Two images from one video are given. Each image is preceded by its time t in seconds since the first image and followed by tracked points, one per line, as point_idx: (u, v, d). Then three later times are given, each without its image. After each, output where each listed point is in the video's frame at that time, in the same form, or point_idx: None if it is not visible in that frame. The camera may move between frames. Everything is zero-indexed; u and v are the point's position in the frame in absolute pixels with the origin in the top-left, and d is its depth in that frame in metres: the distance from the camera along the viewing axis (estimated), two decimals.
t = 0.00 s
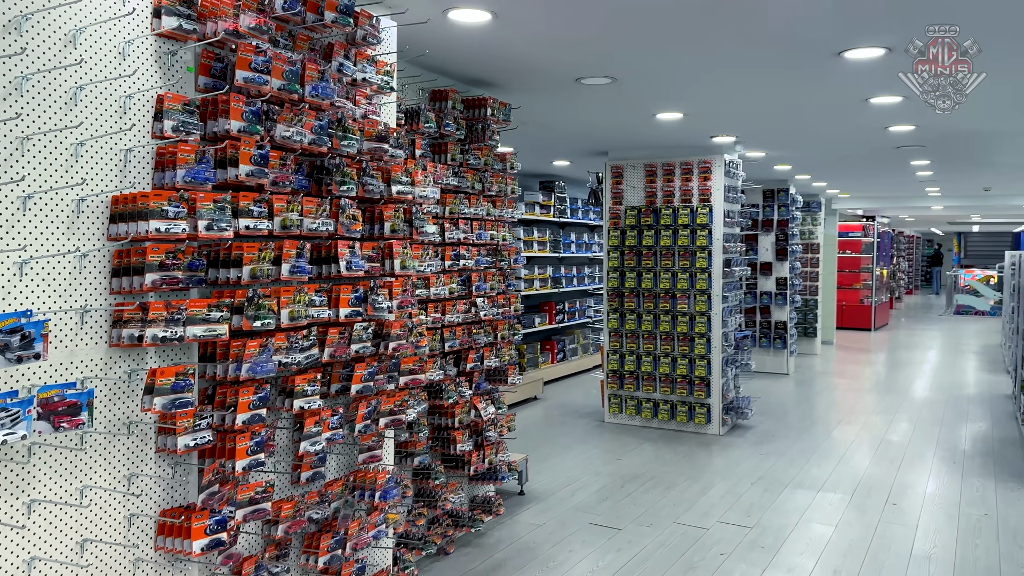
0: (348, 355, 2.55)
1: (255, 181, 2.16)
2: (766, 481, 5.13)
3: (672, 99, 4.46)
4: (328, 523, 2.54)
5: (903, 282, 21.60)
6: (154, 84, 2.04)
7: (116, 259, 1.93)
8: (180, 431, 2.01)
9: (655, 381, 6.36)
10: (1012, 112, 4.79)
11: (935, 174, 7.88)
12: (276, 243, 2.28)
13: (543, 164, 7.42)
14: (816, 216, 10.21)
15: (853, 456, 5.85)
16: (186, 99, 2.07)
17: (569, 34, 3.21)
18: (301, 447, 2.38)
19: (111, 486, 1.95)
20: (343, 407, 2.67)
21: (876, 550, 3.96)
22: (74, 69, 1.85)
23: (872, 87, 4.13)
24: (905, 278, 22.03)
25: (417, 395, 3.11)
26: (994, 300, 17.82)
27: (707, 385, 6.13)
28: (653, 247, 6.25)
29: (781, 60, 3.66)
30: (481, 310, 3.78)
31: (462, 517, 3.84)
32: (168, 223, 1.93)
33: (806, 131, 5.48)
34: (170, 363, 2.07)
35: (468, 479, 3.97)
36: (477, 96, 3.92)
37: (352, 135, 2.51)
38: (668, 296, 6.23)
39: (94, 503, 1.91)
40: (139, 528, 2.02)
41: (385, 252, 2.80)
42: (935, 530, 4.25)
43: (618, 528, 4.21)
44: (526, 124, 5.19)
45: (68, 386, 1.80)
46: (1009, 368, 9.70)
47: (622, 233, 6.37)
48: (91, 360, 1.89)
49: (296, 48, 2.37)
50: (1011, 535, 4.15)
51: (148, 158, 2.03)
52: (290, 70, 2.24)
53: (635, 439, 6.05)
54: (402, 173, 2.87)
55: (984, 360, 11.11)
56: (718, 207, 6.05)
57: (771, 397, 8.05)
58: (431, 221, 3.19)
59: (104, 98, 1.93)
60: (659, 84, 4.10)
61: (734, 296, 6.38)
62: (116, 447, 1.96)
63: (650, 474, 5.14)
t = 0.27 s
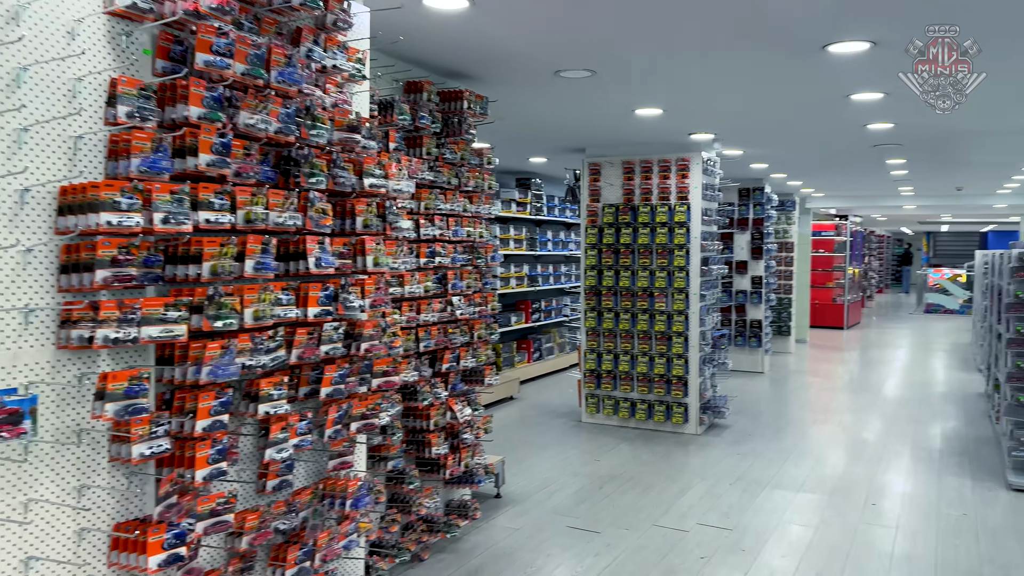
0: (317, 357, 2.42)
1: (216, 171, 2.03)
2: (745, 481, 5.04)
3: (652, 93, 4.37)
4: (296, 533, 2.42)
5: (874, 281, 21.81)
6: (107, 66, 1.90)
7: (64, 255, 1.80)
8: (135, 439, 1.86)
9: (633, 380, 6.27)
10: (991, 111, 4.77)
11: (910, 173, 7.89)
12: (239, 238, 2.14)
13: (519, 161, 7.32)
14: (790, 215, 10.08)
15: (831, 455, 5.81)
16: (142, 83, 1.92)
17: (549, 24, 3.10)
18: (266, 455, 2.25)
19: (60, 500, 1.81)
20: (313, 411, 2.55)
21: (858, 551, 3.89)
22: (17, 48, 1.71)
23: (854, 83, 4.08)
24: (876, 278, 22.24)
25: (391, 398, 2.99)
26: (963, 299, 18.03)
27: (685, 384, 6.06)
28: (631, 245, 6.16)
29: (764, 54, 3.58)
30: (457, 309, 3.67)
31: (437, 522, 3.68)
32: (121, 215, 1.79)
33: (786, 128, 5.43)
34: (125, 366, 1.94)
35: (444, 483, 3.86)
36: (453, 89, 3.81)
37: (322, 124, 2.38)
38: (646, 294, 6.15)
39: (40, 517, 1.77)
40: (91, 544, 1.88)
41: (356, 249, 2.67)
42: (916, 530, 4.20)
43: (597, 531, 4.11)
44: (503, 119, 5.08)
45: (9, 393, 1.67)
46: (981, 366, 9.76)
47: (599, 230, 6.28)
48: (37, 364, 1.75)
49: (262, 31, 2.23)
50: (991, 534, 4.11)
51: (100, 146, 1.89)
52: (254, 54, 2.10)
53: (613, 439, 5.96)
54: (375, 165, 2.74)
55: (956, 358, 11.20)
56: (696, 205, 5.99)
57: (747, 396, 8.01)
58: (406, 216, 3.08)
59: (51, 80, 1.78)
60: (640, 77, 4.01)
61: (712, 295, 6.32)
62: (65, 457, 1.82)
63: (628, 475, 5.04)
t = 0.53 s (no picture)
0: (273, 358, 2.29)
1: (164, 161, 1.90)
2: (708, 481, 4.99)
3: (618, 88, 4.30)
4: (249, 544, 2.30)
5: (829, 279, 22.16)
6: (44, 45, 1.75)
7: None
8: (76, 448, 1.73)
9: (596, 378, 6.22)
10: (951, 110, 4.80)
11: (868, 172, 7.96)
12: (188, 232, 2.01)
13: (481, 157, 7.22)
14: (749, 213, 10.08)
15: (792, 452, 5.83)
16: (82, 65, 1.78)
17: (515, 15, 3.01)
18: (219, 463, 2.12)
19: None
20: (268, 416, 2.43)
21: (823, 551, 3.87)
22: None
23: (820, 79, 4.06)
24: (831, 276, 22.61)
25: (350, 401, 2.85)
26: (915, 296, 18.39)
27: (648, 382, 6.02)
28: (595, 242, 6.11)
29: (733, 50, 3.53)
30: (420, 308, 3.58)
31: (397, 527, 3.57)
32: (58, 206, 1.65)
33: (750, 125, 5.41)
34: (64, 369, 1.80)
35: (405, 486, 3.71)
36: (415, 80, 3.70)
37: (278, 112, 2.25)
38: (609, 292, 6.10)
39: None
40: (26, 560, 1.73)
41: (314, 244, 2.54)
42: (879, 529, 4.19)
43: (561, 533, 4.03)
44: (466, 112, 4.98)
45: None
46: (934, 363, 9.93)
47: (562, 228, 6.22)
48: None
49: (213, 13, 2.10)
50: (952, 532, 4.12)
51: (36, 132, 1.76)
52: (206, 36, 1.97)
53: (576, 439, 5.90)
54: (334, 157, 2.62)
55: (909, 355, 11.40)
56: (660, 202, 5.95)
57: (709, 393, 8.03)
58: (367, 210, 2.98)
59: None
60: (606, 72, 3.93)
61: (675, 293, 6.30)
62: None
63: (592, 475, 4.98)
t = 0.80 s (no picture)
0: (235, 360, 2.17)
1: (119, 149, 1.77)
2: (677, 478, 4.95)
3: (588, 81, 4.24)
4: (211, 556, 2.19)
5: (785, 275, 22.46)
6: None
7: None
8: (23, 458, 1.60)
9: (562, 376, 6.17)
10: (916, 108, 4.84)
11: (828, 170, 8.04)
12: (145, 225, 1.89)
13: (446, 151, 7.12)
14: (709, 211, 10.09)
15: (757, 449, 5.83)
16: (29, 44, 1.62)
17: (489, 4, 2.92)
18: (178, 471, 2.01)
19: None
20: (229, 420, 2.31)
21: (792, 549, 3.85)
22: None
23: (791, 74, 4.04)
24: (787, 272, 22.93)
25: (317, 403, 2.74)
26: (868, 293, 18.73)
27: (615, 379, 5.99)
28: (561, 239, 6.05)
29: (706, 43, 3.48)
30: (387, 305, 3.48)
31: (363, 531, 3.47)
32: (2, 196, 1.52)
33: (717, 121, 5.39)
34: (9, 373, 1.66)
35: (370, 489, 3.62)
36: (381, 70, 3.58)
37: (241, 98, 2.13)
38: (575, 289, 6.05)
39: None
40: None
41: (278, 239, 2.45)
42: (846, 526, 4.19)
43: (530, 534, 3.94)
44: (432, 105, 4.87)
45: None
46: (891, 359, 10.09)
47: (529, 224, 6.16)
48: None
49: None
50: (919, 528, 4.14)
51: None
52: (164, 16, 1.84)
53: (542, 436, 5.84)
54: (300, 147, 2.50)
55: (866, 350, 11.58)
56: (627, 199, 5.91)
57: (672, 390, 8.03)
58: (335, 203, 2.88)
59: None
60: (577, 65, 3.86)
61: (641, 290, 6.28)
62: None
63: (559, 474, 4.91)
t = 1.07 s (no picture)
0: (200, 363, 2.07)
1: (75, 138, 1.65)
2: (644, 474, 4.92)
3: (556, 74, 4.17)
4: (176, 570, 2.10)
5: (740, 270, 22.77)
6: None
7: None
8: None
9: (527, 373, 6.11)
10: (879, 105, 4.89)
11: (788, 166, 8.11)
12: (104, 221, 1.78)
13: (407, 145, 7.00)
14: (670, 206, 10.13)
15: (722, 445, 5.84)
16: None
17: None
18: (140, 481, 1.92)
19: None
20: (193, 426, 2.24)
21: (762, 547, 3.84)
22: None
23: (761, 69, 4.03)
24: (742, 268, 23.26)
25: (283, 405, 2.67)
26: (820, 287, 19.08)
27: (580, 376, 5.96)
28: (526, 235, 5.99)
29: (679, 38, 3.43)
30: (353, 303, 3.36)
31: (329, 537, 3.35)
32: None
33: (683, 116, 5.37)
34: None
35: (336, 493, 3.48)
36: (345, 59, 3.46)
37: (205, 86, 2.01)
38: (540, 285, 6.00)
39: None
40: None
41: (245, 236, 2.37)
42: (814, 522, 4.20)
43: (500, 535, 3.86)
44: (395, 97, 4.76)
45: None
46: (845, 352, 10.27)
47: (493, 219, 6.08)
48: None
49: None
50: (885, 522, 4.17)
51: None
52: None
53: (507, 435, 5.78)
54: (268, 138, 2.40)
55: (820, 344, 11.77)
56: (592, 194, 5.88)
57: (634, 385, 8.04)
58: (302, 197, 2.77)
59: None
60: (547, 57, 3.79)
61: (606, 286, 6.26)
62: None
63: (526, 473, 4.85)
